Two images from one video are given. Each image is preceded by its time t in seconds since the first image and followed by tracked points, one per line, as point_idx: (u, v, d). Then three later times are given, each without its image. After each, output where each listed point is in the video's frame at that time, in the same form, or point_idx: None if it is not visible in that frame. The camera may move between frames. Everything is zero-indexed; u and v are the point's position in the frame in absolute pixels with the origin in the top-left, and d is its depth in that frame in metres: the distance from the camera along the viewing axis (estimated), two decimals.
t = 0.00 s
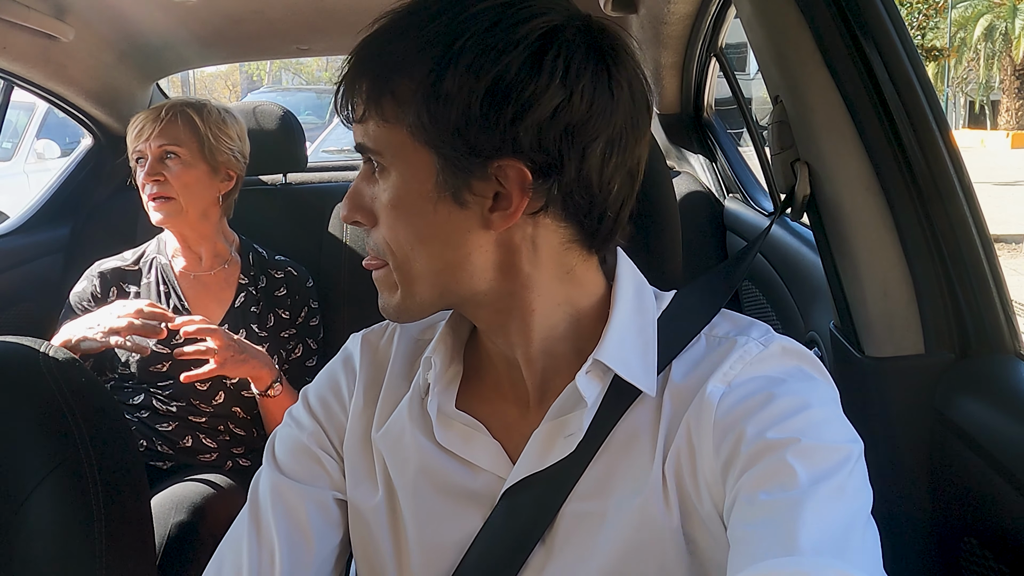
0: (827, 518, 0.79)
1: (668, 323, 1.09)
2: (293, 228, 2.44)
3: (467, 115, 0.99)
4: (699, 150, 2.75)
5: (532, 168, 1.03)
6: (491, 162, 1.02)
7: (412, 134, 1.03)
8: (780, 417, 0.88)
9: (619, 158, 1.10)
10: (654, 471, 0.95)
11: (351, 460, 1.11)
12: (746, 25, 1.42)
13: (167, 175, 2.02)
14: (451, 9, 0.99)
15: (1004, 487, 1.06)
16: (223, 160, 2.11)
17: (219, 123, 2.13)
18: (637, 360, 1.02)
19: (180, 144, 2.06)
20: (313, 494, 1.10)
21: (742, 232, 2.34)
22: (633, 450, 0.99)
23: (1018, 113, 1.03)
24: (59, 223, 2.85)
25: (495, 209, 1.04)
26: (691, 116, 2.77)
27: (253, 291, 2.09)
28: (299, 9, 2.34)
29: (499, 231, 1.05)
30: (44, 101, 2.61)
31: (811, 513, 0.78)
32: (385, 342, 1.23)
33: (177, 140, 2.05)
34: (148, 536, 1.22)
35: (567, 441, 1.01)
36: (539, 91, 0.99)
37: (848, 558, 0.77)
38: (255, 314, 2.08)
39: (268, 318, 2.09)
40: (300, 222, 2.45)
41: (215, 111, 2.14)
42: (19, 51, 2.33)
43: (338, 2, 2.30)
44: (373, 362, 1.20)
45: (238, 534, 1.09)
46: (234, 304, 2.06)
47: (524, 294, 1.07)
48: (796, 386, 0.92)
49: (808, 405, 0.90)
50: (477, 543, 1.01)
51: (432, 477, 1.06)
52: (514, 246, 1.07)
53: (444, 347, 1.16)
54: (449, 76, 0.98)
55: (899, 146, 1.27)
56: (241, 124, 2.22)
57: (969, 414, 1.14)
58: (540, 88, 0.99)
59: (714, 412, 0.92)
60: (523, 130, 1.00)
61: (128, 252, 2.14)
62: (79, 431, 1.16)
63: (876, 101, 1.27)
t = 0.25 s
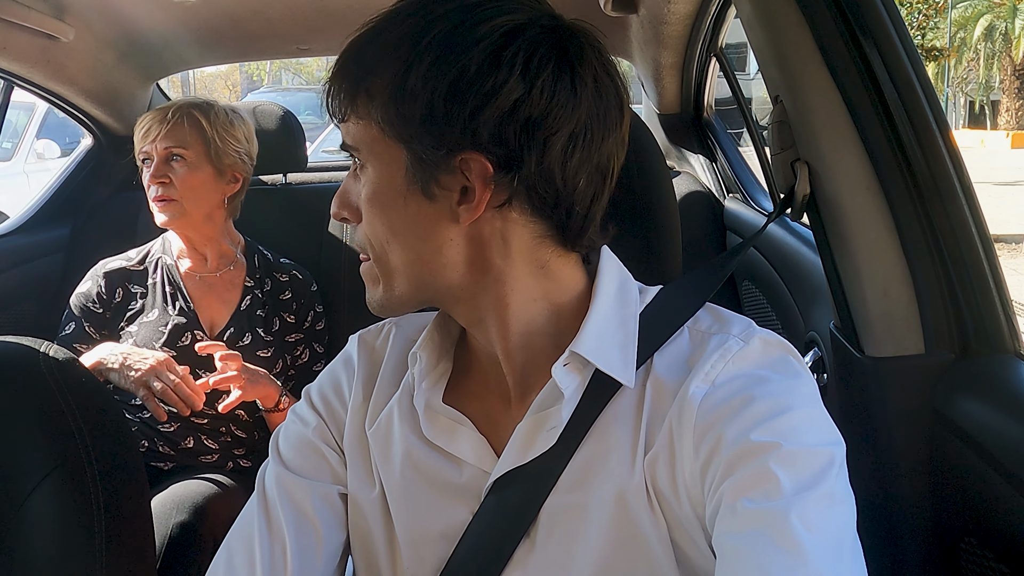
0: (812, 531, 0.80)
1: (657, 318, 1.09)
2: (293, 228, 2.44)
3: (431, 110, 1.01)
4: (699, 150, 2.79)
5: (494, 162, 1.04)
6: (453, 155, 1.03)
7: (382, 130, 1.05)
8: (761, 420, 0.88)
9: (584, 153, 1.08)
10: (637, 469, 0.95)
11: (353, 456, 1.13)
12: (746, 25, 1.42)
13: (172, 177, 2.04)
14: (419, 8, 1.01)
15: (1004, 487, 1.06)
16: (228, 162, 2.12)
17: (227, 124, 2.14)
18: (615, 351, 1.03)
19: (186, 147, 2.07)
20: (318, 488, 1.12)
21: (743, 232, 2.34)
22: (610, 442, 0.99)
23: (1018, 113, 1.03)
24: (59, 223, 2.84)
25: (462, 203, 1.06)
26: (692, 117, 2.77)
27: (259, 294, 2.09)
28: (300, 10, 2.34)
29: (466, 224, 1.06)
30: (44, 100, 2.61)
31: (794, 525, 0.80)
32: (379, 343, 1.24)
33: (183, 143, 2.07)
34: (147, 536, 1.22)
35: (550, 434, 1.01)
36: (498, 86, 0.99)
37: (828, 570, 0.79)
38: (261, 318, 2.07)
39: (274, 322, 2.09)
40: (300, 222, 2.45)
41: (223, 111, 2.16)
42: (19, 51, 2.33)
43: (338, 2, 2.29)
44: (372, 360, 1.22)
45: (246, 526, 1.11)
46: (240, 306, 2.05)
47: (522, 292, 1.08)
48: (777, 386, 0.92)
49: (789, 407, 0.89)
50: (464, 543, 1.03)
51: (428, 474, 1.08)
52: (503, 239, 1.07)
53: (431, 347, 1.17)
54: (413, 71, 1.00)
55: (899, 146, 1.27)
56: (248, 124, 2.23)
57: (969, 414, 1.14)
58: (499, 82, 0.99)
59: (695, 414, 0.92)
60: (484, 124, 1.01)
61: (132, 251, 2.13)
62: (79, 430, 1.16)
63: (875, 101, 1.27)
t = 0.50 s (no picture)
0: (807, 533, 0.80)
1: (655, 317, 1.09)
2: (293, 228, 2.44)
3: (430, 106, 1.01)
4: (699, 150, 2.80)
5: (492, 158, 1.04)
6: (452, 152, 1.03)
7: (383, 126, 1.05)
8: (758, 420, 0.88)
9: (581, 152, 1.08)
10: (635, 468, 0.95)
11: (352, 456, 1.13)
12: (746, 24, 1.42)
13: (181, 179, 2.05)
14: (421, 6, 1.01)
15: (1004, 487, 1.06)
16: (237, 164, 2.13)
17: (236, 126, 2.15)
18: (612, 349, 1.02)
19: (195, 149, 2.08)
20: (318, 487, 1.12)
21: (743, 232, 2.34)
22: (606, 441, 0.99)
23: (1018, 113, 1.03)
24: (59, 223, 2.84)
25: (459, 199, 1.06)
26: (692, 117, 2.77)
27: (263, 297, 2.09)
28: (300, 10, 2.34)
29: (464, 220, 1.06)
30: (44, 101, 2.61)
31: (790, 527, 0.80)
32: (380, 342, 1.24)
33: (193, 145, 2.08)
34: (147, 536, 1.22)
35: (546, 432, 1.01)
36: (497, 83, 0.99)
37: (824, 571, 0.79)
38: (265, 321, 2.07)
39: (278, 325, 2.09)
40: (300, 222, 2.45)
41: (232, 113, 2.16)
42: (19, 51, 2.33)
43: (338, 2, 2.29)
44: (371, 360, 1.22)
45: (247, 526, 1.11)
46: (244, 309, 2.05)
47: (521, 292, 1.08)
48: (774, 385, 0.92)
49: (786, 407, 0.89)
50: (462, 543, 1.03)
51: (427, 473, 1.08)
52: (503, 239, 1.07)
53: (428, 347, 1.17)
54: (411, 69, 1.00)
55: (898, 145, 1.27)
56: (256, 125, 2.24)
57: (969, 414, 1.14)
58: (497, 81, 0.99)
59: (693, 413, 0.92)
60: (482, 121, 1.01)
61: (137, 251, 2.12)
62: (79, 430, 1.16)
63: (875, 100, 1.27)
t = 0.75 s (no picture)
0: (808, 535, 0.80)
1: (655, 318, 1.09)
2: (293, 228, 2.44)
3: (430, 109, 1.01)
4: (699, 150, 2.81)
5: (494, 161, 1.04)
6: (453, 155, 1.03)
7: (383, 129, 1.05)
8: (760, 422, 0.88)
9: (583, 154, 1.08)
10: (636, 470, 0.95)
11: (353, 456, 1.13)
12: (746, 24, 1.42)
13: (184, 180, 2.04)
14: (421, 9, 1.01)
15: (1004, 487, 1.06)
16: (240, 166, 2.12)
17: (240, 127, 2.14)
18: (614, 351, 1.03)
19: (198, 150, 2.08)
20: (318, 488, 1.12)
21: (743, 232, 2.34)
22: (608, 442, 0.99)
23: (1018, 113, 1.03)
24: (59, 223, 2.84)
25: (461, 203, 1.06)
26: (692, 117, 2.77)
27: (264, 297, 2.09)
28: (300, 10, 2.34)
29: (466, 224, 1.06)
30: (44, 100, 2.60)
31: (792, 529, 0.80)
32: (380, 344, 1.24)
33: (196, 146, 2.08)
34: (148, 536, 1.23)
35: (549, 435, 1.02)
36: (498, 86, 0.99)
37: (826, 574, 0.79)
38: (266, 322, 2.07)
39: (279, 326, 2.09)
40: (300, 222, 2.45)
41: (236, 114, 2.16)
42: (19, 51, 2.33)
43: (338, 2, 2.29)
44: (371, 362, 1.21)
45: (248, 527, 1.11)
46: (245, 310, 2.05)
47: (522, 293, 1.08)
48: (777, 387, 0.92)
49: (789, 409, 0.89)
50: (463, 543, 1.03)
51: (427, 474, 1.08)
52: (505, 241, 1.07)
53: (429, 349, 1.17)
54: (412, 71, 1.00)
55: (899, 146, 1.27)
56: (260, 126, 2.23)
57: (969, 414, 1.14)
58: (499, 83, 0.99)
59: (695, 415, 0.92)
60: (484, 124, 1.01)
61: (138, 252, 2.12)
62: (79, 431, 1.16)
63: (876, 101, 1.27)
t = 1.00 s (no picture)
0: (812, 535, 0.80)
1: (653, 317, 1.09)
2: (293, 228, 2.44)
3: (414, 111, 1.01)
4: (699, 150, 2.81)
5: (477, 161, 1.03)
6: (437, 156, 1.03)
7: (372, 132, 1.06)
8: (758, 421, 0.88)
9: (569, 151, 1.07)
10: (633, 470, 0.95)
11: (354, 455, 1.13)
12: (746, 24, 1.42)
13: (180, 180, 2.04)
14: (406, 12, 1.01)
15: (1004, 488, 1.06)
16: (237, 166, 2.12)
17: (237, 128, 2.14)
18: (610, 349, 1.02)
19: (194, 150, 2.08)
20: (320, 487, 1.12)
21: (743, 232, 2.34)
22: (606, 441, 0.99)
23: (1018, 113, 1.03)
24: (58, 223, 2.84)
25: (448, 204, 1.06)
26: (692, 117, 2.77)
27: (263, 298, 2.09)
28: (300, 10, 2.34)
29: (455, 224, 1.06)
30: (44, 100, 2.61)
31: (794, 529, 0.80)
32: (379, 343, 1.24)
33: (192, 146, 2.08)
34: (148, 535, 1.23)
35: (545, 433, 1.02)
36: (478, 86, 0.99)
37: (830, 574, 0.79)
38: (265, 322, 2.08)
39: (278, 326, 2.09)
40: (300, 222, 2.45)
41: (233, 114, 2.16)
42: (18, 51, 2.33)
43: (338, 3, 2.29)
44: (371, 361, 1.21)
45: (249, 525, 1.11)
46: (245, 310, 2.06)
47: (520, 292, 1.08)
48: (774, 386, 0.92)
49: (787, 408, 0.89)
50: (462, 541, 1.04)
51: (426, 473, 1.08)
52: (503, 241, 1.07)
53: (427, 348, 1.17)
54: (395, 74, 1.00)
55: (899, 147, 1.27)
56: (259, 127, 2.23)
57: (969, 415, 1.14)
58: (479, 83, 0.99)
59: (693, 415, 0.92)
60: (465, 124, 1.01)
61: (137, 254, 2.12)
62: (79, 431, 1.16)
63: (875, 101, 1.27)
